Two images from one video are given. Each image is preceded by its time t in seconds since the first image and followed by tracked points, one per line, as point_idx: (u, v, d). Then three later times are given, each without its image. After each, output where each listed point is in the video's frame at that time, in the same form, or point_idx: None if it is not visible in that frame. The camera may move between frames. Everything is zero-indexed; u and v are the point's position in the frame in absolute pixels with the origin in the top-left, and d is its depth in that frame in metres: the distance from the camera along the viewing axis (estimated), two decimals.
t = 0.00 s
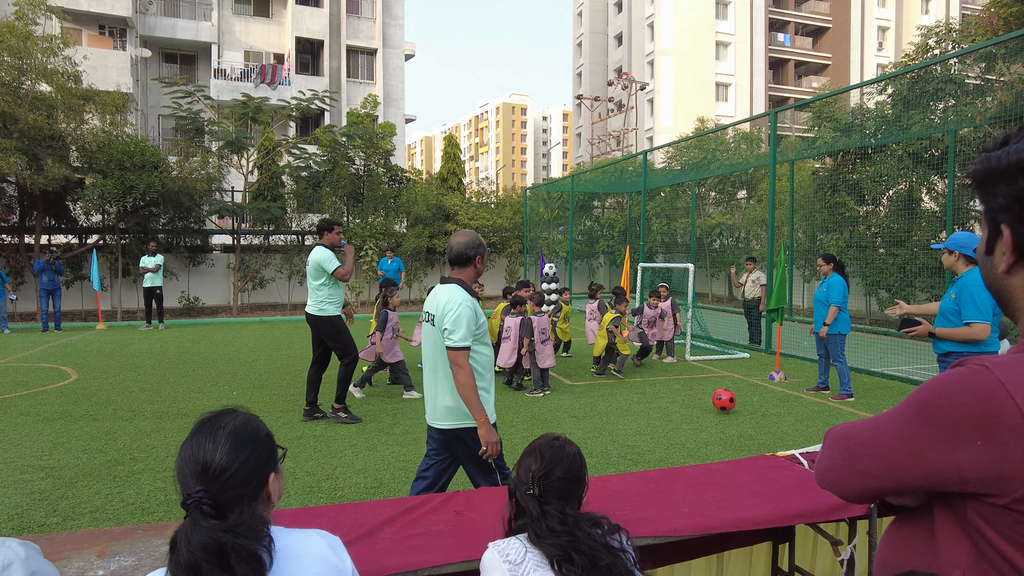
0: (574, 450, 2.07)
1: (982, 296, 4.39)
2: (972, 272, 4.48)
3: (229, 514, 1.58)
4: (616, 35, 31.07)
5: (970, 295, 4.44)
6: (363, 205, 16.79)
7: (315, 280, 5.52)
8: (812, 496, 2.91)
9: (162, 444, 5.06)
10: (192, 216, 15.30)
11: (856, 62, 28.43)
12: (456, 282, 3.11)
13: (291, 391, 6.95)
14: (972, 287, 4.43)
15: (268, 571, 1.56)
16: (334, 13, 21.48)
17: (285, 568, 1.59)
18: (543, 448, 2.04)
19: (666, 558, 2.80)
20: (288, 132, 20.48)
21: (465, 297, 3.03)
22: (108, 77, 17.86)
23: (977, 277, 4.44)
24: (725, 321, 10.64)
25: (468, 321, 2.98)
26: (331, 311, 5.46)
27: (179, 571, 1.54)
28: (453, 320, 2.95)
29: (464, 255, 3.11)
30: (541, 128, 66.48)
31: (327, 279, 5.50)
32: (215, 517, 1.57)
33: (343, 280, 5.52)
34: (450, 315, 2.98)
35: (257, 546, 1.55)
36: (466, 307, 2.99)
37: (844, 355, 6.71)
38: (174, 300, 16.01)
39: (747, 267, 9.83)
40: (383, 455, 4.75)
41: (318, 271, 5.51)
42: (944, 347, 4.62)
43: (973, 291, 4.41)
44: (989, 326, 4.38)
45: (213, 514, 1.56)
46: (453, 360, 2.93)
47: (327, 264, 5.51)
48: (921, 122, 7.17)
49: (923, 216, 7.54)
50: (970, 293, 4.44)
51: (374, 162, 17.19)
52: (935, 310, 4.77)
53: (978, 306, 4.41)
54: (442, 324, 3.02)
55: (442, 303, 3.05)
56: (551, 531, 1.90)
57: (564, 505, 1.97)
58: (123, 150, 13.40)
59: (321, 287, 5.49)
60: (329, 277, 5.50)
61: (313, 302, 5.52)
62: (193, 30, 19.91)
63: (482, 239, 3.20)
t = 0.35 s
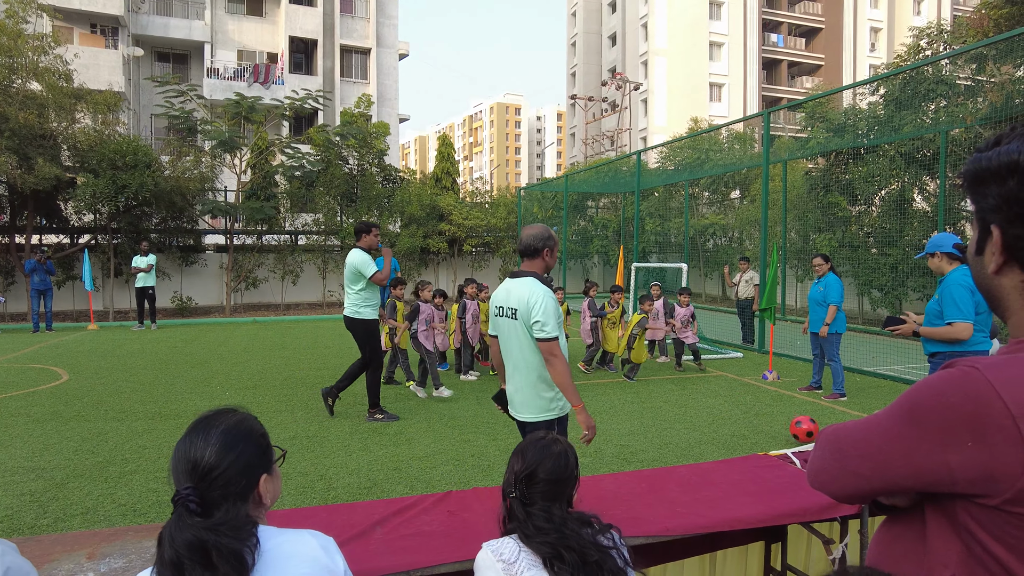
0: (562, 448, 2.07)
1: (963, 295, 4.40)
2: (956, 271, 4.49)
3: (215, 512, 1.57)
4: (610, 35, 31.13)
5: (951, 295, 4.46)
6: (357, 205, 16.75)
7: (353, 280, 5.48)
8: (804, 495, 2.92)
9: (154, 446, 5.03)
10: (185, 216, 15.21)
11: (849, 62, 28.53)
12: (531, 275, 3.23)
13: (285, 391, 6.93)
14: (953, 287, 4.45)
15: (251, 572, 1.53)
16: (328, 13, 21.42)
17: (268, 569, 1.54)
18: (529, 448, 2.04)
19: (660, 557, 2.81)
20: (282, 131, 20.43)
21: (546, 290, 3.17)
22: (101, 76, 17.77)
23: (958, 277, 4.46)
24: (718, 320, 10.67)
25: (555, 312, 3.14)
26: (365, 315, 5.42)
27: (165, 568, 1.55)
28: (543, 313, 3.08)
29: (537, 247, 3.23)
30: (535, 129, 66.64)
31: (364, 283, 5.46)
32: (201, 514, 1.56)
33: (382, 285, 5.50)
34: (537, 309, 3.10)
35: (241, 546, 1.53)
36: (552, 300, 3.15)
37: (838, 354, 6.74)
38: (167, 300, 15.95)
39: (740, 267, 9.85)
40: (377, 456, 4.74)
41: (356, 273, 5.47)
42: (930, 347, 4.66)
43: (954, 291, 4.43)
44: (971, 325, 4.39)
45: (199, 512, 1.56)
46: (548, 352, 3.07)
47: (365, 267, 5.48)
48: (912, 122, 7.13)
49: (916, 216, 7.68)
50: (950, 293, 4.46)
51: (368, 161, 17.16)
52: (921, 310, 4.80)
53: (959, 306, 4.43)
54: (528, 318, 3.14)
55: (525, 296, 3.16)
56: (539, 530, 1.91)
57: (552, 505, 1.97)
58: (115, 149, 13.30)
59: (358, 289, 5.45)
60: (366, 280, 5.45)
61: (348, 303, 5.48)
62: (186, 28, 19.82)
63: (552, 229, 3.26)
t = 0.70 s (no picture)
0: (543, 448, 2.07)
1: (944, 290, 4.46)
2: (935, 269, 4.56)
3: (194, 507, 1.56)
4: (599, 36, 31.21)
5: (933, 291, 4.51)
6: (345, 204, 16.70)
7: (380, 281, 5.49)
8: (789, 493, 2.94)
9: (138, 447, 4.99)
10: (171, 215, 15.08)
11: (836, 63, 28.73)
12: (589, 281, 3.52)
13: (273, 392, 6.90)
14: (934, 283, 4.50)
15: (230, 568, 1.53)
16: (316, 11, 21.33)
17: (248, 567, 1.53)
18: (508, 449, 2.04)
19: (645, 556, 2.82)
20: (269, 130, 20.33)
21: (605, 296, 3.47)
22: (85, 74, 17.59)
23: (938, 273, 4.53)
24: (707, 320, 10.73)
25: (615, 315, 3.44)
26: (387, 315, 5.40)
27: (143, 566, 1.53)
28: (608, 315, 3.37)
29: (593, 254, 3.53)
30: (524, 128, 66.66)
31: (389, 284, 5.43)
32: (180, 510, 1.56)
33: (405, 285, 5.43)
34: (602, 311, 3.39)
35: (220, 541, 1.53)
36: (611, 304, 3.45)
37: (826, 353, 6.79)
38: (153, 300, 15.83)
39: (728, 266, 9.86)
40: (364, 456, 4.73)
41: (382, 273, 5.49)
42: (914, 347, 4.70)
43: (936, 287, 4.48)
44: (956, 319, 4.43)
45: (178, 507, 1.55)
46: (618, 353, 3.33)
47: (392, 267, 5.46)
48: (897, 122, 7.24)
49: (902, 216, 7.69)
50: (932, 290, 4.51)
51: (356, 160, 17.09)
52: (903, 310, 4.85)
53: (942, 301, 4.48)
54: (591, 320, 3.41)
55: (588, 300, 3.44)
56: (518, 530, 1.91)
57: (531, 505, 1.97)
58: (99, 148, 13.14)
59: (383, 289, 5.45)
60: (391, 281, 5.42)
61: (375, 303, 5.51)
62: (172, 27, 19.65)
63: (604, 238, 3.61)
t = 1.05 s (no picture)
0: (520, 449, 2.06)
1: (909, 293, 4.56)
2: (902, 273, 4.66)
3: (150, 505, 1.55)
4: (579, 36, 31.34)
5: (899, 293, 4.61)
6: (324, 203, 16.59)
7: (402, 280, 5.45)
8: (765, 490, 2.98)
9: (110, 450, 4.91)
10: (146, 214, 14.83)
11: (812, 65, 29.11)
12: (629, 272, 3.69)
13: (250, 393, 6.82)
14: (900, 286, 4.60)
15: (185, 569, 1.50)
16: (294, 9, 21.14)
17: (204, 565, 1.50)
18: (478, 450, 2.05)
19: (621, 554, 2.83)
20: (246, 128, 20.12)
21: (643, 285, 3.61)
22: (56, 69, 17.24)
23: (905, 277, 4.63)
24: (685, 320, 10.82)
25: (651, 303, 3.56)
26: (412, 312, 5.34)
27: (97, 567, 1.51)
28: (640, 304, 3.53)
29: (632, 245, 3.69)
30: (505, 128, 66.74)
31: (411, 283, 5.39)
32: (136, 509, 1.54)
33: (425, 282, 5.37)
34: (635, 300, 3.56)
35: (177, 541, 1.50)
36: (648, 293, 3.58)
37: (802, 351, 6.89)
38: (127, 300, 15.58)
39: (705, 265, 9.91)
40: (342, 457, 4.70)
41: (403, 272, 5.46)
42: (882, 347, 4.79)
43: (901, 290, 4.59)
44: (917, 321, 4.52)
45: (133, 506, 1.53)
46: (645, 339, 3.49)
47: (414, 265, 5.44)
48: (871, 123, 7.36)
49: (876, 216, 7.95)
50: (898, 292, 4.61)
51: (334, 159, 16.95)
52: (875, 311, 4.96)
53: (906, 303, 4.58)
54: (628, 308, 3.60)
55: (625, 290, 3.62)
56: (486, 528, 1.92)
57: (499, 505, 1.98)
58: (71, 146, 12.81)
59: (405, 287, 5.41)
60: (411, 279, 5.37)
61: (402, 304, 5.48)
62: (146, 22, 19.28)
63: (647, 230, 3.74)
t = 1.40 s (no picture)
0: (501, 444, 2.01)
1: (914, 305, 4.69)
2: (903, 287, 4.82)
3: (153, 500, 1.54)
4: (560, 36, 31.42)
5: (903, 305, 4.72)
6: (302, 201, 16.47)
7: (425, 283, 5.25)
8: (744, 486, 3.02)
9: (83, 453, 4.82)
10: (121, 213, 14.58)
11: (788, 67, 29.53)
12: (682, 278, 3.74)
13: (228, 394, 6.74)
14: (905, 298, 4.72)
15: (187, 575, 1.48)
16: (273, 5, 20.94)
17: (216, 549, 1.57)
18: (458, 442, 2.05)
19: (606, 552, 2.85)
20: (223, 126, 19.89)
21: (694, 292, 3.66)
22: (26, 65, 16.85)
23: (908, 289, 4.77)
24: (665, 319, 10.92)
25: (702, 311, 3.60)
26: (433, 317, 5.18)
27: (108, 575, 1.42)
28: (694, 312, 3.56)
29: (685, 252, 3.73)
30: (485, 128, 66.72)
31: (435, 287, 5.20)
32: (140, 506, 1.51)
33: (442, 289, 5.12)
34: (689, 308, 3.60)
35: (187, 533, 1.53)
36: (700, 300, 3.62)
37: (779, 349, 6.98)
38: (101, 300, 15.31)
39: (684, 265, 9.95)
40: (323, 458, 4.67)
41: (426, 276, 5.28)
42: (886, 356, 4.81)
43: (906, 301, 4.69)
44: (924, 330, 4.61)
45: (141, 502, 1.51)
46: (696, 347, 3.53)
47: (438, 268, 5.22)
48: (846, 125, 7.45)
49: (852, 215, 8.16)
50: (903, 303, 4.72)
51: (313, 158, 16.85)
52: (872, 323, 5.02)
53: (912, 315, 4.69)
54: (682, 316, 3.63)
55: (679, 297, 3.67)
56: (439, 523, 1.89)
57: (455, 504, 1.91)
58: (42, 143, 12.55)
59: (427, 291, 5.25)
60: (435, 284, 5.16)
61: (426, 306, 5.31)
62: (121, 17, 18.97)
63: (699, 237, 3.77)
